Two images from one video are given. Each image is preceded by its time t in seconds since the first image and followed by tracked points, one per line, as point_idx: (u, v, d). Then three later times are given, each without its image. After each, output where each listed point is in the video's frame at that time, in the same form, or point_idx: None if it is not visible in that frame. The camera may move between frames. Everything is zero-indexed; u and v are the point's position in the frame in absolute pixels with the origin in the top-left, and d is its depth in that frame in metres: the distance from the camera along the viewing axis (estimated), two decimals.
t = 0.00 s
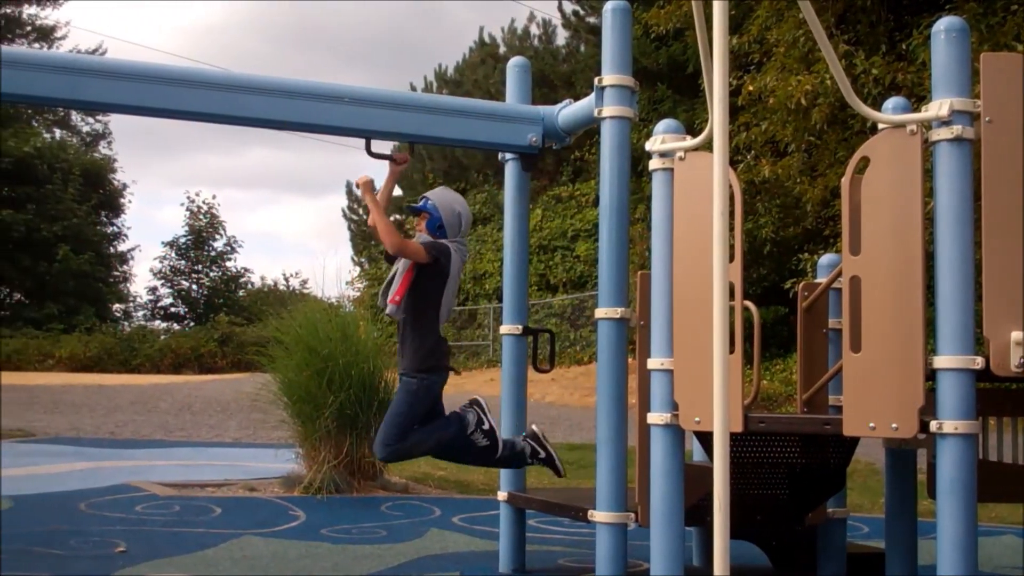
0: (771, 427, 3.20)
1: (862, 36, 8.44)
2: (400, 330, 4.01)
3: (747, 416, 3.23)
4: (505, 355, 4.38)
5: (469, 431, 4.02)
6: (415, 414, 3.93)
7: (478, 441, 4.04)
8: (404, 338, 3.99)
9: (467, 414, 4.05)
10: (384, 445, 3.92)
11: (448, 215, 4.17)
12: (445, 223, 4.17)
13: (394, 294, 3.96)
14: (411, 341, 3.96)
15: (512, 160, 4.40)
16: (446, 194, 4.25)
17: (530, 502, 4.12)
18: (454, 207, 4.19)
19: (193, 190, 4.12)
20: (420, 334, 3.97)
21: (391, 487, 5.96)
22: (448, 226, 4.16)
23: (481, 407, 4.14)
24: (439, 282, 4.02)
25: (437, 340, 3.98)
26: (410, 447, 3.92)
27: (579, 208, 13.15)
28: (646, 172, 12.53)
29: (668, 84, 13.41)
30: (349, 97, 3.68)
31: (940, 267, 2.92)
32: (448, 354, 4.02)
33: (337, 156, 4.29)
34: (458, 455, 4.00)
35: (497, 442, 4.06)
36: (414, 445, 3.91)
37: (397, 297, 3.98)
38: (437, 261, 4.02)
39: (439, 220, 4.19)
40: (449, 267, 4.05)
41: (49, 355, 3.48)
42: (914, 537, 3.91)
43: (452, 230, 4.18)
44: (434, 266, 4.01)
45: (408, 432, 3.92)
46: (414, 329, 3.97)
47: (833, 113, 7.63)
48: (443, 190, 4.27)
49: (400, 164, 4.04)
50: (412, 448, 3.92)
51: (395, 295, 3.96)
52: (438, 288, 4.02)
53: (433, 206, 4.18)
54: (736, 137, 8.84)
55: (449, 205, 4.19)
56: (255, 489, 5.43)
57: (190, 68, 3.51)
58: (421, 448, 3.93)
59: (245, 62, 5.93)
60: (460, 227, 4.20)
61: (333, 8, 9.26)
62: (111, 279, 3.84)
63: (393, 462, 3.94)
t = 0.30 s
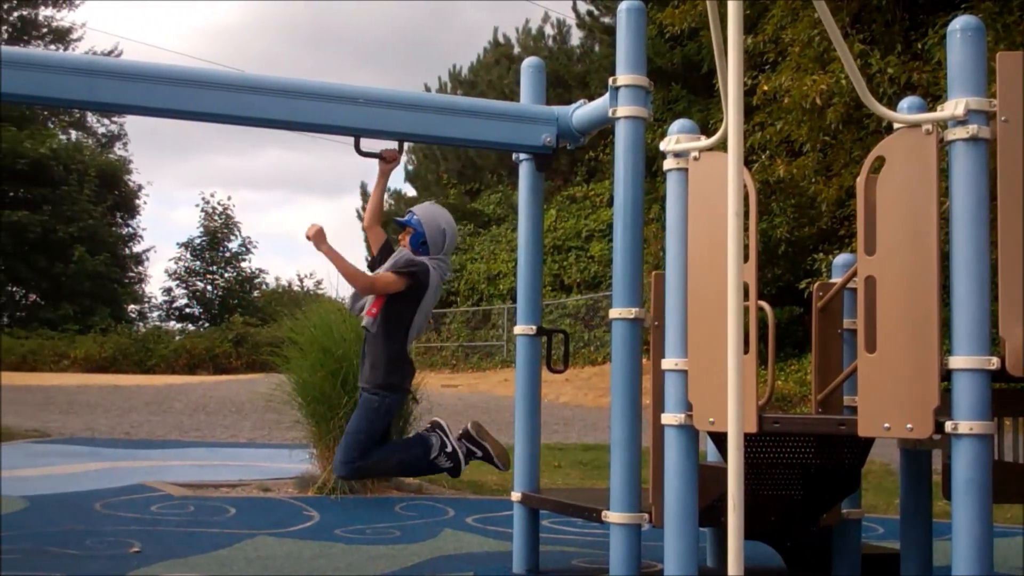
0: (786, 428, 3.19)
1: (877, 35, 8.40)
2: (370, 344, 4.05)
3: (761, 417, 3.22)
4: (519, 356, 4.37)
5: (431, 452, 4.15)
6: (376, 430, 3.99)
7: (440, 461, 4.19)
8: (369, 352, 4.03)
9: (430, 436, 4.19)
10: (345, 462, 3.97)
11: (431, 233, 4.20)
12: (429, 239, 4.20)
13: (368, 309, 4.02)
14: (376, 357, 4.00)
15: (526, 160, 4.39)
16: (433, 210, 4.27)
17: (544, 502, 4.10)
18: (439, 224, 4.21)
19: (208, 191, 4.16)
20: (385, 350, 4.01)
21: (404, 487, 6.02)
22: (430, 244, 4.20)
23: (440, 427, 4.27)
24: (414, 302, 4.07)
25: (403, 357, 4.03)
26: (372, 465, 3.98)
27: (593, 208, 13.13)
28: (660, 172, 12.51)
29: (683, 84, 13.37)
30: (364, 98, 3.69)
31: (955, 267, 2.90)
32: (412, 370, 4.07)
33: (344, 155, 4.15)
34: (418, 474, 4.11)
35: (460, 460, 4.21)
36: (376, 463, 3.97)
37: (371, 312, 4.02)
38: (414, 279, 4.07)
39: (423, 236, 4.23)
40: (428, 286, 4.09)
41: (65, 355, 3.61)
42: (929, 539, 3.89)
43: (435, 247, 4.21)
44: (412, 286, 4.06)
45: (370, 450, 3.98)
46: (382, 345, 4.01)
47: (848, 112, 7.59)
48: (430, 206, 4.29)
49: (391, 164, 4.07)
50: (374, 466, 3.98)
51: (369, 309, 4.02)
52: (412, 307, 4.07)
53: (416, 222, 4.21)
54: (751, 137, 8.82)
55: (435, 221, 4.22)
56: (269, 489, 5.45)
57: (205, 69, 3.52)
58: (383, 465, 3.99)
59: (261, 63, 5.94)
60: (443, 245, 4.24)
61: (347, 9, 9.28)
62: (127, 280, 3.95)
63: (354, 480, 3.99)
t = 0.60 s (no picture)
0: (795, 428, 3.18)
1: (886, 35, 8.37)
2: (344, 356, 4.01)
3: (770, 417, 3.21)
4: (527, 357, 4.37)
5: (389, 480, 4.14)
6: (336, 444, 3.97)
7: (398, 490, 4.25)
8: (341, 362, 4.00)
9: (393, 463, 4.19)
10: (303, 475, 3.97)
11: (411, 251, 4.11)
12: (411, 255, 4.12)
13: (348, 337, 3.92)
14: (345, 372, 3.96)
15: (534, 161, 4.39)
16: (416, 225, 4.17)
17: (553, 503, 4.10)
18: (421, 240, 4.12)
19: (217, 191, 4.13)
20: (353, 371, 3.96)
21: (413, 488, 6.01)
22: (411, 260, 4.11)
23: (400, 453, 4.31)
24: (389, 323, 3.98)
25: (372, 377, 3.98)
26: (329, 481, 3.96)
27: (602, 209, 13.13)
28: (669, 172, 12.50)
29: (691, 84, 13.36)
30: (373, 98, 3.68)
31: (964, 267, 2.89)
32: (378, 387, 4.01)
33: (341, 155, 4.20)
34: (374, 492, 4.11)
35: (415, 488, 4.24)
36: (334, 480, 3.95)
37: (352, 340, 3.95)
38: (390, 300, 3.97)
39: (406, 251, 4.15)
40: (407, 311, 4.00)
41: (74, 357, 3.71)
42: (939, 540, 3.87)
43: (418, 263, 4.14)
44: (388, 307, 3.96)
45: (327, 465, 3.96)
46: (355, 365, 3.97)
47: (858, 112, 7.57)
48: (415, 221, 4.20)
49: (382, 163, 4.11)
50: (331, 482, 3.96)
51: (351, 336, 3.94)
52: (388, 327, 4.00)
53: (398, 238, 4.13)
54: (760, 137, 8.81)
55: (418, 236, 4.14)
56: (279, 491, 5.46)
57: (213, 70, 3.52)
58: (341, 482, 3.96)
59: (270, 63, 5.96)
60: (425, 260, 4.16)
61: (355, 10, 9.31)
62: (136, 280, 4.02)
63: (311, 492, 3.99)
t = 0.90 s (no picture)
0: (808, 429, 3.16)
1: (898, 35, 8.33)
2: (310, 365, 3.48)
3: (783, 418, 3.20)
4: (539, 359, 4.36)
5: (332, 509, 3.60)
6: (288, 455, 3.47)
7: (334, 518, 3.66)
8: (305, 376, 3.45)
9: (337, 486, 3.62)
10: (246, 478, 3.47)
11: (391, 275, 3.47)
12: (385, 275, 3.48)
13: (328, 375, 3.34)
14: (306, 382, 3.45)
15: (545, 162, 4.38)
16: (400, 247, 3.52)
17: (564, 504, 4.08)
18: (400, 266, 3.50)
19: (229, 193, 4.20)
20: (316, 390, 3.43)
21: (426, 489, 5.99)
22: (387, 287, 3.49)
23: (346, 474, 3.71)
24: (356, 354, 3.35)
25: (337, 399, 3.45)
26: (272, 493, 3.47)
27: (614, 209, 13.12)
28: (680, 172, 12.49)
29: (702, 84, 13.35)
30: (385, 100, 3.62)
31: (976, 267, 2.88)
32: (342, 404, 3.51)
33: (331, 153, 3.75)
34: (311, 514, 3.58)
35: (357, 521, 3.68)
36: (274, 493, 3.47)
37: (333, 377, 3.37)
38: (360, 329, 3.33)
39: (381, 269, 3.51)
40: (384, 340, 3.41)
41: (87, 358, 3.90)
42: (953, 542, 3.84)
43: (391, 285, 3.50)
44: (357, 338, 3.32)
45: (273, 475, 3.46)
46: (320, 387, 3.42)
47: (869, 112, 7.54)
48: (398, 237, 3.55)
49: (373, 160, 3.71)
50: (268, 494, 3.47)
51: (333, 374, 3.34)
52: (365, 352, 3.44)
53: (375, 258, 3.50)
54: (772, 137, 8.79)
55: (396, 260, 3.50)
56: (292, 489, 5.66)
57: (222, 71, 3.47)
58: (283, 497, 3.48)
59: (281, 65, 5.97)
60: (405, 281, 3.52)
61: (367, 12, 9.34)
62: (148, 281, 4.32)
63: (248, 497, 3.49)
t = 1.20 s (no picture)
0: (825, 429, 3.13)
1: (914, 35, 8.28)
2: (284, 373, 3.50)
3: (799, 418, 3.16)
4: (555, 359, 4.35)
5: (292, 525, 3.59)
6: (258, 461, 3.50)
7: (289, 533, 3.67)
8: (281, 382, 3.49)
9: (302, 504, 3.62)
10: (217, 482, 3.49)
11: (372, 287, 3.46)
12: (364, 292, 3.46)
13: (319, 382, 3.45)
14: (283, 390, 3.48)
15: (560, 163, 4.38)
16: (380, 259, 3.50)
17: (580, 504, 4.08)
18: (377, 281, 3.47)
19: (245, 194, 4.16)
20: (293, 397, 3.48)
21: (441, 489, 6.01)
22: (364, 302, 3.46)
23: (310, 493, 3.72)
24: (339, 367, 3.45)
25: (310, 407, 3.52)
26: (240, 502, 3.48)
27: (629, 210, 13.12)
28: (695, 173, 12.47)
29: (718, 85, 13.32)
30: (399, 101, 3.62)
31: (993, 267, 2.86)
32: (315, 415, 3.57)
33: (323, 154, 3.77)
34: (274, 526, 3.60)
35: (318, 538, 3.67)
36: (244, 501, 3.48)
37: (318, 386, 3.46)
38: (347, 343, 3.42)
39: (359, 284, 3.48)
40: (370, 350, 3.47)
41: (102, 358, 3.95)
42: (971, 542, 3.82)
43: (370, 300, 3.48)
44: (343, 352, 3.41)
45: (242, 483, 3.48)
46: (295, 394, 3.47)
47: (886, 112, 7.50)
48: (379, 249, 3.52)
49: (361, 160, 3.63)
50: (239, 503, 3.48)
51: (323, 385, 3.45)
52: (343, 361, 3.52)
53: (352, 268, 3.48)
54: (787, 137, 8.76)
55: (374, 274, 3.47)
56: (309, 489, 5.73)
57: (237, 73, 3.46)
58: (252, 506, 3.50)
59: (296, 67, 5.99)
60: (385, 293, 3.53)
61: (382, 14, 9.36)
62: (165, 282, 4.02)
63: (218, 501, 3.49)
